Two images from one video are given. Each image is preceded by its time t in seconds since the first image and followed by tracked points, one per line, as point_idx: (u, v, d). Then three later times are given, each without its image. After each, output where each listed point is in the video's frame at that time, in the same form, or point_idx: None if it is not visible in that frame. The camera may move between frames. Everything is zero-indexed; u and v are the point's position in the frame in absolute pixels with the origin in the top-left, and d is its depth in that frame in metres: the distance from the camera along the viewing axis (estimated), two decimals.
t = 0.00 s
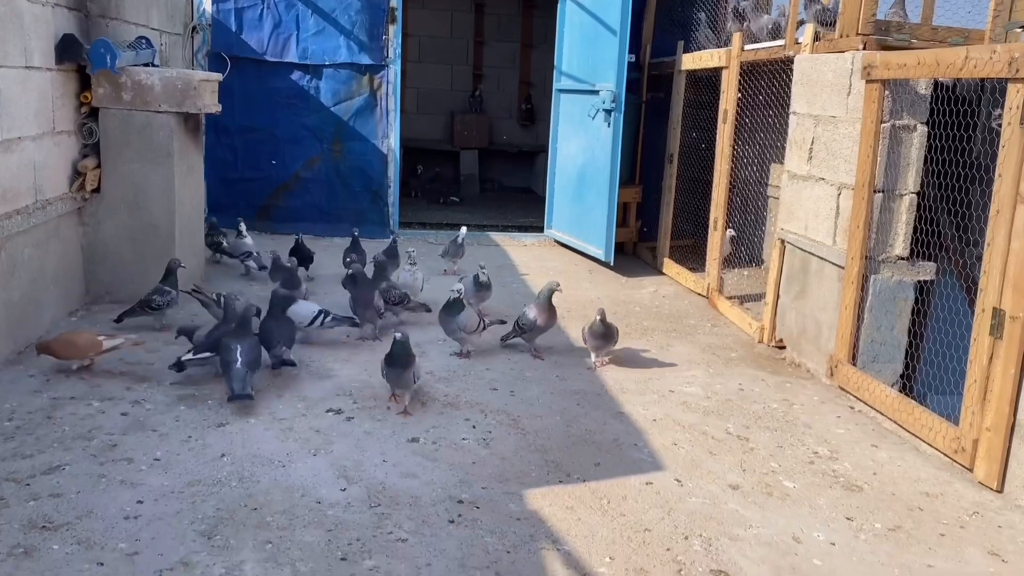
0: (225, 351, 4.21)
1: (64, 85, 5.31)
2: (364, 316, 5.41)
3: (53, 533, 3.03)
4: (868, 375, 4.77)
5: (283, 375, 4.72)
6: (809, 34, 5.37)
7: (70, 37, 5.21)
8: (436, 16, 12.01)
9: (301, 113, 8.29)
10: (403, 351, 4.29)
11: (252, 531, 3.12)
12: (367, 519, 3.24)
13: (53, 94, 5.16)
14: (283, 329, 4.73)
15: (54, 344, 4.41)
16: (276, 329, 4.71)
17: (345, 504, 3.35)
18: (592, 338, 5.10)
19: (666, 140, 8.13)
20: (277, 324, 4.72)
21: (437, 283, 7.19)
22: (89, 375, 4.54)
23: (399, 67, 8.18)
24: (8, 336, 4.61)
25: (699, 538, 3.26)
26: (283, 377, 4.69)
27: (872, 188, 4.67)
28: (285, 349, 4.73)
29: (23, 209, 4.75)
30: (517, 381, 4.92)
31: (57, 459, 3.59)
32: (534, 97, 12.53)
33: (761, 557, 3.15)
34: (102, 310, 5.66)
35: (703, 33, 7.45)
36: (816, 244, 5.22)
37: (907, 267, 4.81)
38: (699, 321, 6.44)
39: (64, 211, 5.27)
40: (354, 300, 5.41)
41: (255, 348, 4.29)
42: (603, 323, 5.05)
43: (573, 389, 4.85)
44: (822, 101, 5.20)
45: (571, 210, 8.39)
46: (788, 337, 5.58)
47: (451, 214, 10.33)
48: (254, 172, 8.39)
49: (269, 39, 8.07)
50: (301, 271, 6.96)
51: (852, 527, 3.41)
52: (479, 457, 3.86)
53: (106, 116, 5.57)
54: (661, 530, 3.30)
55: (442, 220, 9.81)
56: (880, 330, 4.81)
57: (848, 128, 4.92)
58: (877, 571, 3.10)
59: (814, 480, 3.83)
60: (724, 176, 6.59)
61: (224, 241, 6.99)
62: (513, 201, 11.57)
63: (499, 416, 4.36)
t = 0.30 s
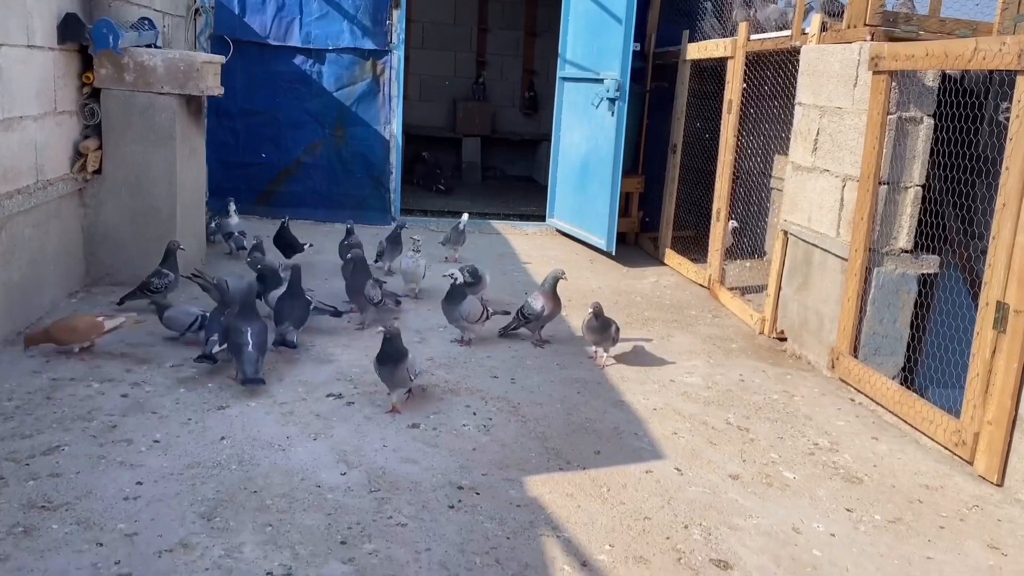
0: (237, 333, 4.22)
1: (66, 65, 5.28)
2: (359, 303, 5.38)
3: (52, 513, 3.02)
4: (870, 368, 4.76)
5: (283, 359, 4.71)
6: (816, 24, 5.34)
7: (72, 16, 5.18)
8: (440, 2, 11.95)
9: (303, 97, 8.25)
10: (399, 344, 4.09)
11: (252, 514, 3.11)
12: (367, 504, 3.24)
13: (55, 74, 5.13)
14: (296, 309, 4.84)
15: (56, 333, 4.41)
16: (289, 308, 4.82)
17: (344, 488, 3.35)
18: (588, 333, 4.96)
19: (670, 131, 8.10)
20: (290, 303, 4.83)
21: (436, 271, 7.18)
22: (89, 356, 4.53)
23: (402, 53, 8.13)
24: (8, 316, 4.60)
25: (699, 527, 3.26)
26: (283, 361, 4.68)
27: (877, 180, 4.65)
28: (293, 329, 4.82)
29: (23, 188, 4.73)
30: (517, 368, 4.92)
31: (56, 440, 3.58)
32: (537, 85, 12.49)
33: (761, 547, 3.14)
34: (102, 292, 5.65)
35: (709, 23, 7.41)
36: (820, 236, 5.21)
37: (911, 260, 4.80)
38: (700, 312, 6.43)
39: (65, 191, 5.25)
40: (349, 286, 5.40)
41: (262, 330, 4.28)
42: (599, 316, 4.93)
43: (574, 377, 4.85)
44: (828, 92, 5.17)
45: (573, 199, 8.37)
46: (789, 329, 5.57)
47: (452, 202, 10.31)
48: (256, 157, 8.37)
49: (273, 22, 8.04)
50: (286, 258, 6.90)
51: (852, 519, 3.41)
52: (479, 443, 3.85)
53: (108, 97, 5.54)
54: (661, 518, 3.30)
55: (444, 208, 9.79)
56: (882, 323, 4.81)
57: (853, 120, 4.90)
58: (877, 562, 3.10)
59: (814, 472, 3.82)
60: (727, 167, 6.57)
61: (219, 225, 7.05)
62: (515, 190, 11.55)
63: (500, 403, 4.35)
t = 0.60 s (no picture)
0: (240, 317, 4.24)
1: (68, 45, 5.23)
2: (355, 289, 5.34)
3: (52, 494, 3.01)
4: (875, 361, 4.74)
5: (284, 344, 4.68)
6: (826, 13, 5.29)
7: None
8: None
9: (307, 82, 8.20)
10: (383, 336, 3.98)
11: (252, 498, 3.09)
12: (369, 490, 3.22)
13: (58, 54, 5.09)
14: (309, 287, 5.03)
15: (66, 310, 4.39)
16: (302, 286, 5.01)
17: (345, 474, 3.33)
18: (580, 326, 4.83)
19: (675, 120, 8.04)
20: (305, 281, 5.05)
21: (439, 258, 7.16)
22: (89, 338, 4.50)
23: (407, 38, 8.08)
24: (8, 297, 4.58)
25: (701, 518, 3.24)
26: (285, 346, 4.66)
27: (885, 172, 4.61)
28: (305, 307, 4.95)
29: (25, 168, 4.69)
30: (520, 357, 4.89)
31: (56, 421, 3.56)
32: (542, 73, 12.42)
33: (764, 538, 3.13)
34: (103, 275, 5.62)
35: (717, 12, 7.35)
36: (826, 228, 5.17)
37: (917, 253, 4.77)
38: (703, 303, 6.39)
39: (66, 172, 5.22)
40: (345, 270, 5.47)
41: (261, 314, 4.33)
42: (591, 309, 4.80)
43: (576, 366, 4.82)
44: (837, 82, 5.13)
45: (577, 188, 8.33)
46: (794, 321, 5.55)
47: (455, 190, 10.27)
48: (259, 141, 8.33)
49: (277, 6, 7.98)
50: (280, 246, 6.79)
51: (856, 511, 3.39)
52: (481, 431, 3.83)
53: (111, 78, 5.50)
54: (664, 508, 3.28)
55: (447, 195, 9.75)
56: (887, 316, 4.77)
57: (862, 111, 4.85)
58: (881, 555, 3.08)
59: (818, 464, 3.80)
60: (733, 157, 6.52)
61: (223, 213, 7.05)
62: (518, 179, 11.50)
63: (502, 391, 4.32)
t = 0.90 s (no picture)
0: (242, 298, 4.21)
1: (74, 24, 5.18)
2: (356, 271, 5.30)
3: (54, 475, 2.97)
4: (884, 353, 4.69)
5: (290, 328, 4.64)
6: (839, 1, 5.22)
7: None
8: None
9: (312, 66, 8.14)
10: (359, 319, 3.91)
11: (258, 481, 3.05)
12: (375, 475, 3.18)
13: (63, 32, 5.03)
14: (327, 264, 5.16)
15: (78, 291, 4.37)
16: (321, 262, 5.15)
17: (352, 458, 3.29)
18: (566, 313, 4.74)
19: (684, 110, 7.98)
20: (322, 259, 5.16)
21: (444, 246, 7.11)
22: (93, 320, 4.46)
23: (414, 24, 8.01)
24: (11, 277, 4.54)
25: (711, 507, 3.20)
26: (290, 330, 4.62)
27: (898, 163, 4.56)
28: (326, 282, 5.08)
29: (29, 148, 4.64)
30: (526, 344, 4.85)
31: (59, 402, 3.52)
32: (548, 61, 12.34)
33: (775, 529, 3.09)
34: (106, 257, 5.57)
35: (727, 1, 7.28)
36: (836, 218, 5.12)
37: (929, 245, 4.72)
38: (710, 294, 6.35)
39: (70, 153, 5.17)
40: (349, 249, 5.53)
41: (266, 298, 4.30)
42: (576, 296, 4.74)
43: (582, 354, 4.79)
44: (850, 71, 5.07)
45: (584, 178, 8.27)
46: (801, 313, 5.50)
47: (460, 178, 10.21)
48: (264, 125, 8.27)
49: None
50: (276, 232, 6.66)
51: (867, 503, 3.35)
52: (488, 418, 3.79)
53: (116, 58, 5.45)
54: (673, 497, 3.24)
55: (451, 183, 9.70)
56: (898, 308, 4.73)
57: (876, 100, 4.80)
58: (893, 548, 3.04)
59: (828, 455, 3.76)
60: (742, 147, 6.46)
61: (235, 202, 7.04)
62: (523, 167, 11.44)
63: (508, 378, 4.29)
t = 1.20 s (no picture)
0: (243, 288, 4.15)
1: (76, 8, 5.12)
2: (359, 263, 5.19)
3: (49, 465, 2.93)
4: (892, 352, 4.63)
5: (290, 319, 4.59)
6: None
7: None
8: None
9: (317, 56, 8.07)
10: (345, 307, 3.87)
11: (255, 474, 3.01)
12: (374, 469, 3.13)
13: (65, 17, 4.97)
14: (329, 245, 5.17)
15: (75, 280, 4.30)
16: (323, 245, 5.14)
17: (350, 452, 3.24)
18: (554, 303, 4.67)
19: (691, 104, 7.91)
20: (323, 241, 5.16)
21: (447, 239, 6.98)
22: (91, 309, 4.41)
23: (420, 14, 7.94)
24: (10, 264, 4.49)
25: (715, 507, 3.15)
26: (289, 321, 4.56)
27: (909, 160, 4.49)
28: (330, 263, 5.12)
29: (29, 133, 4.59)
30: (528, 339, 4.80)
31: (55, 390, 3.48)
32: (554, 54, 12.27)
33: (779, 530, 3.04)
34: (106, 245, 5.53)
35: None
36: (844, 216, 5.06)
37: (939, 244, 4.65)
38: (715, 290, 6.29)
39: (71, 139, 5.11)
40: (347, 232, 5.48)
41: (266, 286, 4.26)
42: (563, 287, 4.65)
43: (585, 350, 4.74)
44: (861, 67, 5.00)
45: (589, 172, 8.21)
46: (807, 310, 5.44)
47: (464, 170, 10.15)
48: (267, 115, 8.22)
49: None
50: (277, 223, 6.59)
51: (873, 505, 3.30)
52: (489, 413, 3.74)
53: (119, 44, 5.39)
54: (676, 497, 3.19)
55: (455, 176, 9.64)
56: (905, 307, 4.67)
57: (887, 96, 4.73)
58: (900, 551, 2.99)
59: (833, 455, 3.71)
60: (749, 143, 6.39)
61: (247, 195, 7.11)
62: (527, 161, 11.38)
63: (510, 373, 4.23)
